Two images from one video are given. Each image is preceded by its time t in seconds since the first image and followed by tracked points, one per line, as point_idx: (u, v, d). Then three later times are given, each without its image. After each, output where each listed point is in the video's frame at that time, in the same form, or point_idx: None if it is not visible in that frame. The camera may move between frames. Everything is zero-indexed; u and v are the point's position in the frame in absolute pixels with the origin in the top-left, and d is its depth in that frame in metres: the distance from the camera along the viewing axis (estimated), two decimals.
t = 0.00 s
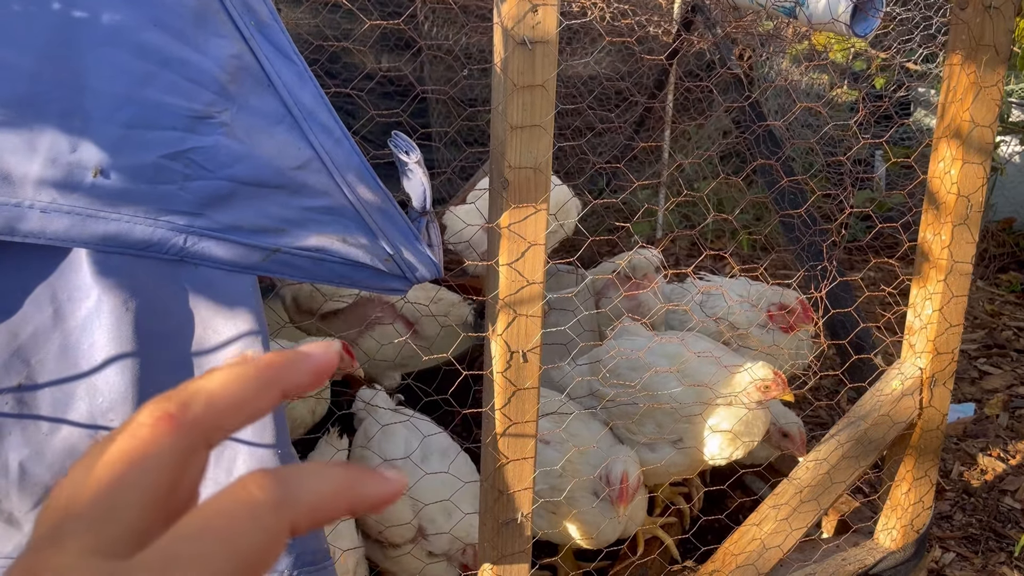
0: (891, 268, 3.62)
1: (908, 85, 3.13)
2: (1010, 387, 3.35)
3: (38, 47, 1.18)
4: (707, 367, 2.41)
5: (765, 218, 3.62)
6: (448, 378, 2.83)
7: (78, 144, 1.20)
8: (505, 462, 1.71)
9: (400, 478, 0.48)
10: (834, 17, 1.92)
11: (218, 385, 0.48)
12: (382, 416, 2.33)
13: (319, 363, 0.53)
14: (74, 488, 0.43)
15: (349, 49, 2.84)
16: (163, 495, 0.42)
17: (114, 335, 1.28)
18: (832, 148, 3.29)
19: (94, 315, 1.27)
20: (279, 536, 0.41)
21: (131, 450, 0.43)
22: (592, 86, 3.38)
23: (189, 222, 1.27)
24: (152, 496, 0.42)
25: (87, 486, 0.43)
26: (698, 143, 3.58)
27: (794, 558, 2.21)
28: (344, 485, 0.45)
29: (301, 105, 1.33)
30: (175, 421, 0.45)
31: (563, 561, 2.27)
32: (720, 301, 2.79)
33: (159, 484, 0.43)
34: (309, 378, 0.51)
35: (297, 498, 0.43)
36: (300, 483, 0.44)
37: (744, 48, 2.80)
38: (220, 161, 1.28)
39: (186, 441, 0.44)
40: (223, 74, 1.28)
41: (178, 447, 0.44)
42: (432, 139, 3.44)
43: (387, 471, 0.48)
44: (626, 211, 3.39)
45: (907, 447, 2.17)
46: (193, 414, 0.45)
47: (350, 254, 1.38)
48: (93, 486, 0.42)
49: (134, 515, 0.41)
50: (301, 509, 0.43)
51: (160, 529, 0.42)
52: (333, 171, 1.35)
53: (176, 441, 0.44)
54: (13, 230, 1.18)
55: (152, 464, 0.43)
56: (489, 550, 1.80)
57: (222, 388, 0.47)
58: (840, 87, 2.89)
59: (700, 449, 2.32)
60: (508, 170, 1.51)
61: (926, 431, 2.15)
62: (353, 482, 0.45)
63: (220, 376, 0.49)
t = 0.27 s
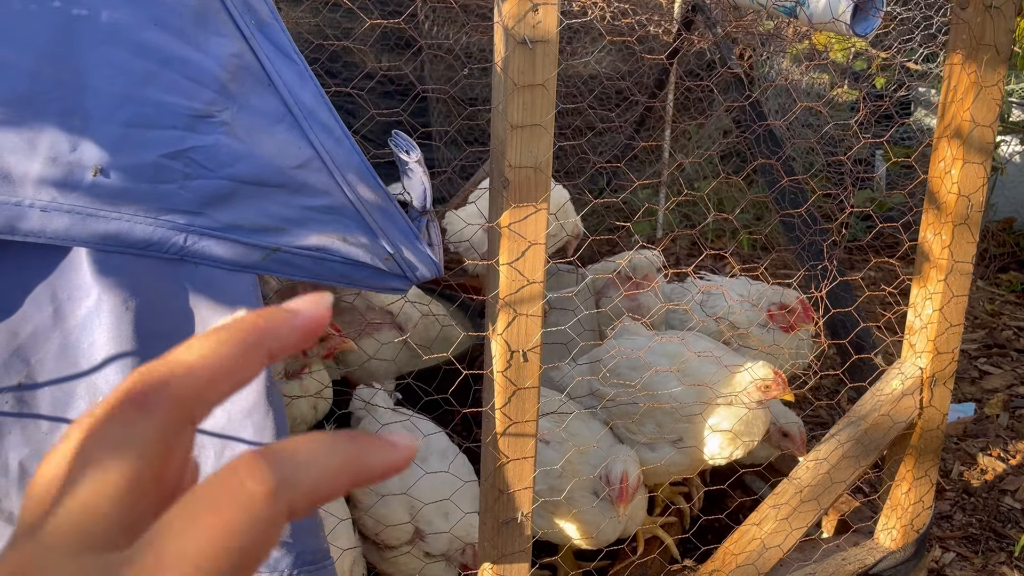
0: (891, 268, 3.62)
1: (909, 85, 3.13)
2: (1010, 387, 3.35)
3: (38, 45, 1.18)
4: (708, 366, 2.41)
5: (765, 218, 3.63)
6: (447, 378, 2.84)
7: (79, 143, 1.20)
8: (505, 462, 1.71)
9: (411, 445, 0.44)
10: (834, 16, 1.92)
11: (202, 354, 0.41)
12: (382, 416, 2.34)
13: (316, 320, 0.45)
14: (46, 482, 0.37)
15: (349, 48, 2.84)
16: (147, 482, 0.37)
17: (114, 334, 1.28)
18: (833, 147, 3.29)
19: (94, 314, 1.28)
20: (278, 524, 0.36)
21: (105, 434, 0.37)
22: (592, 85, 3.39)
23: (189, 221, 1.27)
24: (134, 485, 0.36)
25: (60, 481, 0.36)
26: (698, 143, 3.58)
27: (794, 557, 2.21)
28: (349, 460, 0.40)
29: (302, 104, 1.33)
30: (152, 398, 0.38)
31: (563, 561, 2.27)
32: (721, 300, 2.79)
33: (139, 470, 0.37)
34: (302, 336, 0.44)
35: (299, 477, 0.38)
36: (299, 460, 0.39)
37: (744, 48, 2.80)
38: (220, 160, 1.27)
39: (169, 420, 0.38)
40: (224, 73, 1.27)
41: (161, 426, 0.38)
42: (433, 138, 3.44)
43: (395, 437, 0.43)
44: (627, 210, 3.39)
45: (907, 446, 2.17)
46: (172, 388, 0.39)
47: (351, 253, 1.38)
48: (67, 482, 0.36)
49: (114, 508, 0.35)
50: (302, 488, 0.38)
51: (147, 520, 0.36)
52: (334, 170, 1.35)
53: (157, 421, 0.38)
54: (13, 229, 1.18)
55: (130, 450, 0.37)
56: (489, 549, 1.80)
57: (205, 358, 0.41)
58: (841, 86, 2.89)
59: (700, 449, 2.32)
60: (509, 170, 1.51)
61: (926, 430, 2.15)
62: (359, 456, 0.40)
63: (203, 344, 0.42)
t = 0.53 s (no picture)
0: (892, 266, 3.62)
1: (910, 83, 3.13)
2: (1011, 385, 3.35)
3: (43, 42, 1.19)
4: (709, 363, 2.41)
5: (766, 216, 3.63)
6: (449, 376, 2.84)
7: (82, 138, 1.20)
8: (508, 458, 1.72)
9: (380, 393, 0.49)
10: (836, 14, 1.93)
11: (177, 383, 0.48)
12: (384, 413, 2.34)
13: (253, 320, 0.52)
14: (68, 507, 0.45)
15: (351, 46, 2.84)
16: (156, 493, 0.44)
17: (116, 330, 1.28)
18: (834, 146, 3.30)
19: (97, 311, 1.27)
20: (275, 517, 0.44)
21: (120, 463, 0.45)
22: (593, 84, 3.39)
23: (193, 217, 1.27)
24: (144, 499, 0.44)
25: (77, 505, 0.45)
26: (699, 141, 3.58)
27: (795, 555, 2.21)
28: (322, 432, 0.46)
29: (305, 100, 1.33)
30: (147, 433, 0.46)
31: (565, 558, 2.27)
32: (722, 298, 2.79)
33: (151, 480, 0.45)
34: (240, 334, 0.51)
35: (285, 477, 0.45)
36: (285, 454, 0.46)
37: (745, 46, 2.80)
38: (223, 156, 1.28)
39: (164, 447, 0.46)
40: (227, 70, 1.28)
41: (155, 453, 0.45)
42: (434, 136, 3.44)
43: (357, 392, 0.48)
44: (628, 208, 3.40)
45: (908, 444, 2.18)
46: (155, 419, 0.46)
47: (353, 250, 1.38)
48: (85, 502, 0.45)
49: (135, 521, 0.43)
50: (291, 479, 0.45)
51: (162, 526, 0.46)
52: (336, 166, 1.35)
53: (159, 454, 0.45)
54: (17, 225, 1.19)
55: (140, 470, 0.45)
56: (491, 546, 1.80)
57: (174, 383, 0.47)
58: (842, 85, 2.89)
59: (702, 446, 2.32)
60: (511, 166, 1.51)
61: (927, 428, 2.15)
62: (332, 431, 0.46)
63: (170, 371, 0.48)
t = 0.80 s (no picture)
0: (891, 267, 3.63)
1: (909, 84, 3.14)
2: (1010, 386, 3.36)
3: (41, 42, 1.18)
4: (708, 364, 2.41)
5: (765, 217, 3.63)
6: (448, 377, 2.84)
7: (81, 141, 1.20)
8: (506, 460, 1.72)
9: (353, 440, 0.55)
10: (834, 16, 1.93)
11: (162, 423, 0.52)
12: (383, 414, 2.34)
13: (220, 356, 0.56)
14: (53, 539, 0.47)
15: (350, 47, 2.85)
16: (143, 526, 0.47)
17: (116, 332, 1.29)
18: (832, 147, 3.30)
19: (95, 313, 1.28)
20: (264, 546, 0.48)
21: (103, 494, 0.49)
22: (592, 85, 3.39)
23: (191, 219, 1.27)
24: (134, 529, 0.47)
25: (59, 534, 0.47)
26: (698, 142, 3.58)
27: (794, 556, 2.21)
28: (308, 472, 0.51)
29: (303, 103, 1.33)
30: (133, 463, 0.50)
31: (563, 560, 2.28)
32: (721, 299, 2.80)
33: (135, 512, 0.48)
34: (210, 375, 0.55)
35: (273, 510, 0.49)
36: (273, 490, 0.50)
37: (744, 47, 2.80)
38: (222, 158, 1.28)
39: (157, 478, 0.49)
40: (225, 72, 1.28)
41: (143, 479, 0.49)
42: (433, 137, 3.45)
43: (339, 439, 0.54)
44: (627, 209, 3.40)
45: (907, 445, 2.18)
46: (140, 452, 0.50)
47: (352, 252, 1.39)
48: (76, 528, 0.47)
49: (124, 545, 0.46)
50: (279, 512, 0.49)
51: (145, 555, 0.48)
52: (335, 168, 1.35)
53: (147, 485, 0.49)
54: (16, 227, 1.19)
55: (128, 502, 0.48)
56: (489, 547, 1.80)
57: (158, 414, 0.52)
58: (840, 86, 2.90)
59: (701, 447, 2.32)
60: (510, 168, 1.51)
61: (926, 429, 2.15)
62: (316, 472, 0.51)
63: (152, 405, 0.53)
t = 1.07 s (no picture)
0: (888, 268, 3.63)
1: (906, 86, 3.14)
2: (1007, 387, 3.36)
3: (39, 48, 1.19)
4: (705, 366, 2.40)
5: (763, 218, 3.64)
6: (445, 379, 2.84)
7: (79, 145, 1.20)
8: (504, 462, 1.72)
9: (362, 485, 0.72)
10: (830, 19, 1.94)
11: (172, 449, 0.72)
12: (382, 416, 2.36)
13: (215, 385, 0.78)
14: (63, 546, 0.62)
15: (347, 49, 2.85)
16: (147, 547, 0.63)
17: (114, 335, 1.29)
18: (830, 148, 3.31)
19: (93, 316, 1.28)
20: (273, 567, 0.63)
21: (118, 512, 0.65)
22: (590, 87, 3.40)
23: (189, 223, 1.27)
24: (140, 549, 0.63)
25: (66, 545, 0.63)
26: (696, 144, 3.59)
27: (791, 557, 2.22)
28: (315, 507, 0.68)
29: (301, 107, 1.33)
30: (141, 480, 0.68)
31: (562, 561, 2.28)
32: (718, 301, 2.80)
33: (146, 526, 0.65)
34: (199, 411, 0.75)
35: (282, 538, 0.65)
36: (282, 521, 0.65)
37: (741, 50, 2.81)
38: (220, 162, 1.28)
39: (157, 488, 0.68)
40: (223, 76, 1.28)
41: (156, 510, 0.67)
42: (431, 139, 3.45)
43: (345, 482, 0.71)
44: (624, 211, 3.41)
45: (903, 447, 2.18)
46: (147, 472, 0.68)
47: (350, 255, 1.39)
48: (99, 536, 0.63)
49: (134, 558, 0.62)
50: (288, 539, 0.65)
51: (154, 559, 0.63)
52: (332, 172, 1.35)
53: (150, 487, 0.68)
54: (14, 231, 1.19)
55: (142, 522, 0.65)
56: (488, 549, 1.81)
57: (171, 436, 0.72)
58: (838, 88, 2.90)
59: (698, 448, 2.32)
60: (507, 171, 1.52)
61: (923, 431, 2.16)
62: (328, 505, 0.68)
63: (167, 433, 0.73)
